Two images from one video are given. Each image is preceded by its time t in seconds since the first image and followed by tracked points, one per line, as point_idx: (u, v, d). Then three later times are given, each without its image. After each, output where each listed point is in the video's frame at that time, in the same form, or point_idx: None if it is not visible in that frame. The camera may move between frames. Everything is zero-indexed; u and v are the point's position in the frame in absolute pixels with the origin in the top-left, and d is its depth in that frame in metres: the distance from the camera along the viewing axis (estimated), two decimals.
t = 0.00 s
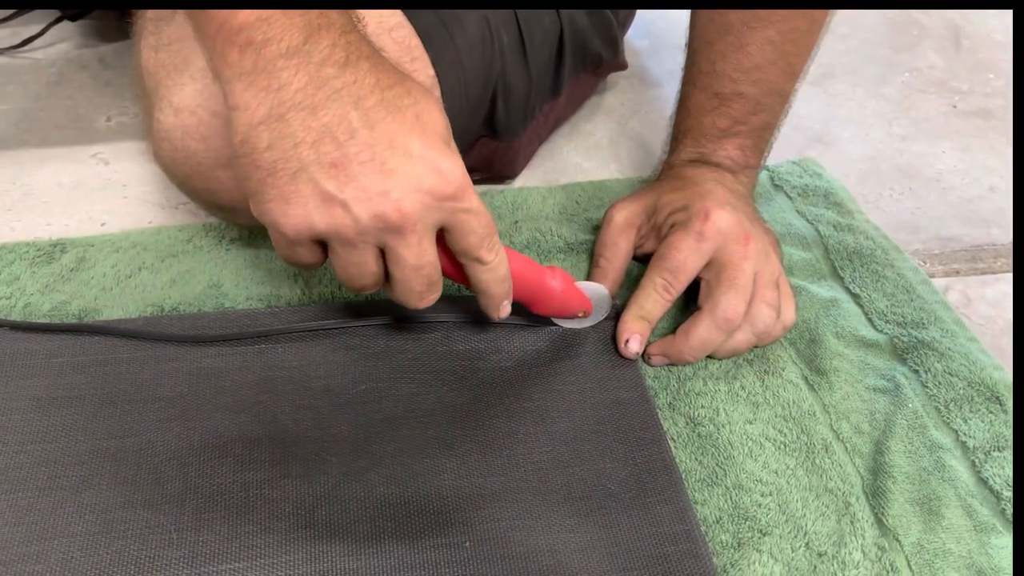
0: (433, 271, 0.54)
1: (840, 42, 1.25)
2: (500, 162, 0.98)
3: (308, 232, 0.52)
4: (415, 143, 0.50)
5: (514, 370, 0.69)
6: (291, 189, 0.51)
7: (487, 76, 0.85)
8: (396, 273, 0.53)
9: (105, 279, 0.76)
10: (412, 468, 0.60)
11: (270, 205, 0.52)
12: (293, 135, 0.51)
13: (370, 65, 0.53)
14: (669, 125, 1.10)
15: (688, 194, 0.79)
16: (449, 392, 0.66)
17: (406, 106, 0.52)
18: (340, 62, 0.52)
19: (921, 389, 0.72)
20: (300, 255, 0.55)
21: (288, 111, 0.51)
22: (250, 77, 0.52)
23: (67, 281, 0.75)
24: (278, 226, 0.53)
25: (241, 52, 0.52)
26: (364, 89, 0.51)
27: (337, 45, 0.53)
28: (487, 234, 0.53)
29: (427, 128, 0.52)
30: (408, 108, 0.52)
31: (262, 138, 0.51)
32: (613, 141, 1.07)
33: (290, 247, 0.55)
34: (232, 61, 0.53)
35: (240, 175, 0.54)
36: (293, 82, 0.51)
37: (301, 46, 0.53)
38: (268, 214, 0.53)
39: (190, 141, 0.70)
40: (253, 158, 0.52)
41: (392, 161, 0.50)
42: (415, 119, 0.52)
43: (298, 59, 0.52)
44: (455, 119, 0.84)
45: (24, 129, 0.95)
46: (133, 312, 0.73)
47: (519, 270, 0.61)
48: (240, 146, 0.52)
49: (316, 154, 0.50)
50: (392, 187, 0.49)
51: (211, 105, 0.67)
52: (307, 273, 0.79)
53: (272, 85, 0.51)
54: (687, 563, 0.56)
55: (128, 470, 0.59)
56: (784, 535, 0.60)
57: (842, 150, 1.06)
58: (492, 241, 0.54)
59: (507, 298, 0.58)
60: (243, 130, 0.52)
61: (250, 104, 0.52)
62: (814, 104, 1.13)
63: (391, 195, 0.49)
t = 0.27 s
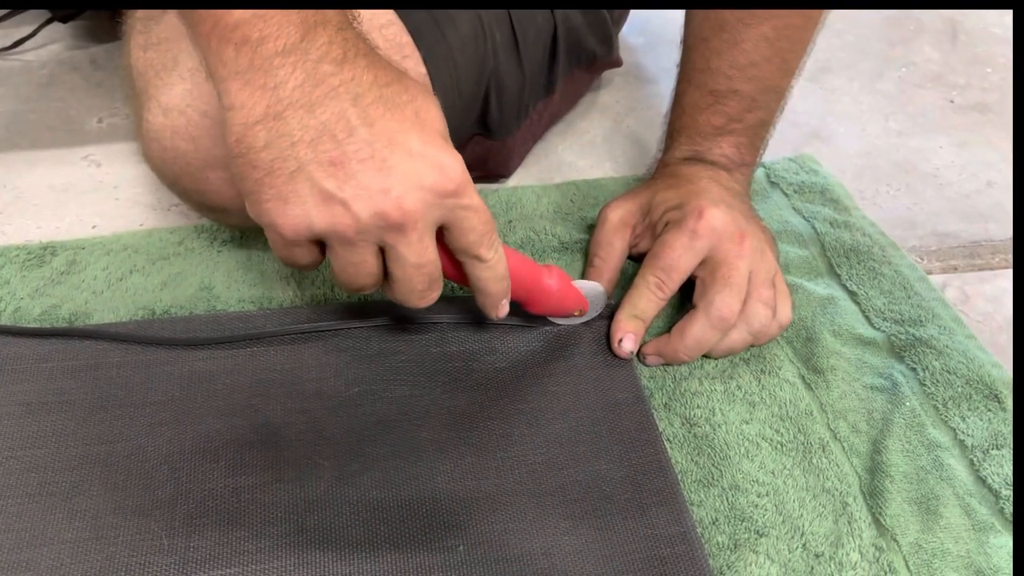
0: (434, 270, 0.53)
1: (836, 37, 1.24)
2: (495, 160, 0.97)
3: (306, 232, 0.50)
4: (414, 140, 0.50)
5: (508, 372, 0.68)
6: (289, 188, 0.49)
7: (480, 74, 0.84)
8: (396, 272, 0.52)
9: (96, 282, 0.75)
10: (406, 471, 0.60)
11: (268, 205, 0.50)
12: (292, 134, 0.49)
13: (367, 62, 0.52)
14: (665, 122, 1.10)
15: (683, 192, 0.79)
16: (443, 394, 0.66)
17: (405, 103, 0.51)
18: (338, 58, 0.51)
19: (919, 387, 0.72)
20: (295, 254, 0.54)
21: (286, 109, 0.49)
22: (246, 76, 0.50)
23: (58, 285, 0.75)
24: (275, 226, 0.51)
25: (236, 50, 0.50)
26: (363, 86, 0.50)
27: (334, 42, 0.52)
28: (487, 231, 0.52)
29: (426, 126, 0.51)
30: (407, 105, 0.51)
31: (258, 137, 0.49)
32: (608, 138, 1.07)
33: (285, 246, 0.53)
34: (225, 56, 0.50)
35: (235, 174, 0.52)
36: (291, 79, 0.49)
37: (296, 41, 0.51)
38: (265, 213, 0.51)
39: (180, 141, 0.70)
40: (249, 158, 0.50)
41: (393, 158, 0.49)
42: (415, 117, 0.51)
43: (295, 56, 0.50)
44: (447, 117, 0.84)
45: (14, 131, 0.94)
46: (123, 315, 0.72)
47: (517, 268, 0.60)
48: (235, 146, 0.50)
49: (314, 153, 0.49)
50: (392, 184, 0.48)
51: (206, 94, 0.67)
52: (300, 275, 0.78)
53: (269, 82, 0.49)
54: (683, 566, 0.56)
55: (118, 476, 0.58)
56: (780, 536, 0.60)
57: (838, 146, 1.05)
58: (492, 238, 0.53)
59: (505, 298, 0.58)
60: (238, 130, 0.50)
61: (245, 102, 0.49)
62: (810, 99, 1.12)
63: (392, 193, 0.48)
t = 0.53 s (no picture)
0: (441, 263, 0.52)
1: (835, 34, 1.24)
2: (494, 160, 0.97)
3: (316, 209, 0.48)
4: (436, 128, 0.49)
5: (508, 373, 0.68)
6: (304, 164, 0.48)
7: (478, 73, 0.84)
8: (403, 261, 0.51)
9: (94, 285, 0.75)
10: (406, 473, 0.60)
11: (280, 179, 0.49)
12: (313, 109, 0.48)
13: (391, 49, 0.52)
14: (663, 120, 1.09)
15: (683, 191, 0.78)
16: (443, 395, 0.66)
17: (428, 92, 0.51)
18: (365, 41, 0.51)
19: (920, 385, 0.72)
20: (295, 235, 0.52)
21: (309, 85, 0.48)
22: (272, 50, 0.49)
23: (56, 288, 0.74)
24: (283, 201, 0.49)
25: (260, 24, 0.49)
26: (387, 70, 0.50)
27: (358, 26, 0.52)
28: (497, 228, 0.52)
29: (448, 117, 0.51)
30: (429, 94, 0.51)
31: (279, 110, 0.48)
32: (607, 137, 1.07)
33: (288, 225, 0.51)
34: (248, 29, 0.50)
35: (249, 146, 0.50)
36: (316, 57, 0.49)
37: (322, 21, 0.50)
38: (274, 186, 0.49)
39: (177, 142, 0.70)
40: (267, 130, 0.48)
41: (414, 144, 0.48)
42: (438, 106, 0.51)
43: (322, 36, 0.50)
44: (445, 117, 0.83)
45: (12, 134, 0.94)
46: (122, 318, 0.72)
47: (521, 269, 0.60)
48: (253, 118, 0.49)
49: (334, 130, 0.47)
50: (411, 169, 0.47)
51: (201, 91, 0.65)
52: (298, 277, 0.78)
53: (294, 57, 0.48)
54: (684, 567, 0.56)
55: (118, 480, 0.58)
56: (782, 536, 0.60)
57: (838, 144, 1.05)
58: (501, 236, 0.53)
59: (505, 300, 0.57)
60: (258, 102, 0.49)
61: (267, 75, 0.48)
62: (809, 97, 1.12)
63: (410, 177, 0.47)
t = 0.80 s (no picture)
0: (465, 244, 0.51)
1: (834, 31, 1.24)
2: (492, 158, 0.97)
3: (351, 173, 0.46)
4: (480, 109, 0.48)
5: (507, 373, 0.68)
6: (348, 126, 0.46)
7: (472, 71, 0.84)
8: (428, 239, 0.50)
9: (92, 287, 0.75)
10: (405, 473, 0.60)
11: (322, 138, 0.46)
12: (363, 70, 0.46)
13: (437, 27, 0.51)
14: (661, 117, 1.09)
15: (682, 190, 0.78)
16: (442, 395, 0.66)
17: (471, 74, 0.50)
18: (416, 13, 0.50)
19: (920, 383, 0.71)
20: (317, 199, 0.49)
21: (363, 47, 0.46)
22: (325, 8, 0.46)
23: (55, 290, 0.74)
24: (319, 162, 0.47)
25: None
26: (436, 46, 0.49)
27: None
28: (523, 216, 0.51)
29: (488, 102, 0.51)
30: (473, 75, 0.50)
31: (330, 68, 0.46)
32: (605, 135, 1.06)
33: (312, 185, 0.49)
34: None
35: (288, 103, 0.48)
36: (371, 20, 0.47)
37: None
38: (313, 144, 0.47)
39: (171, 139, 0.69)
40: (315, 87, 0.46)
41: (459, 120, 0.47)
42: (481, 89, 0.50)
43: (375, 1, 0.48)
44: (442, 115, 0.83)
45: (9, 135, 0.94)
46: (120, 320, 0.72)
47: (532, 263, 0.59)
48: (298, 75, 0.46)
49: (383, 96, 0.46)
50: (453, 142, 0.47)
51: (196, 87, 0.66)
52: (297, 277, 0.78)
53: (348, 17, 0.46)
54: (684, 566, 0.55)
55: (116, 482, 0.58)
56: (781, 535, 0.60)
57: (837, 141, 1.05)
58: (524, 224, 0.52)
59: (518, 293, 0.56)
60: (308, 59, 0.46)
61: (320, 31, 0.46)
62: (808, 94, 1.12)
63: (451, 151, 0.46)
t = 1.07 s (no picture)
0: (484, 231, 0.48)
1: (832, 30, 1.23)
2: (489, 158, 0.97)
3: (392, 151, 0.42)
4: (513, 97, 0.46)
5: (505, 374, 0.67)
6: (394, 103, 0.42)
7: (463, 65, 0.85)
8: (450, 223, 0.46)
9: (89, 290, 0.75)
10: (401, 475, 0.60)
11: (364, 112, 0.42)
12: (409, 47, 0.42)
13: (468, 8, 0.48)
14: (658, 116, 1.09)
15: (679, 191, 0.78)
16: (439, 397, 0.66)
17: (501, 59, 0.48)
18: None
19: (918, 383, 0.71)
20: (340, 176, 0.44)
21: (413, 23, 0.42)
22: None
23: (51, 292, 0.74)
24: (358, 137, 0.42)
25: None
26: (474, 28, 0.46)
27: None
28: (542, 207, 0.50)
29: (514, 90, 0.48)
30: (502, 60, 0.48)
31: (381, 43, 0.41)
32: (603, 135, 1.06)
33: (338, 160, 0.44)
34: None
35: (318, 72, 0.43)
36: None
37: None
38: (351, 115, 0.42)
39: (161, 131, 0.70)
40: (363, 58, 0.41)
41: (496, 107, 0.45)
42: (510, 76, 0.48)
43: None
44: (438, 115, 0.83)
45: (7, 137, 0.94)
46: (118, 322, 0.72)
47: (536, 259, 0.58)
48: (343, 44, 0.41)
49: (429, 76, 0.42)
50: (491, 130, 0.44)
51: (186, 78, 0.67)
52: (294, 279, 0.78)
53: None
54: (682, 568, 0.55)
55: (113, 485, 0.58)
56: (780, 536, 0.59)
57: (835, 140, 1.05)
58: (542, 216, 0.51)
59: (526, 289, 0.54)
60: (357, 30, 0.41)
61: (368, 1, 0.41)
62: (806, 93, 1.12)
63: (491, 137, 0.44)
